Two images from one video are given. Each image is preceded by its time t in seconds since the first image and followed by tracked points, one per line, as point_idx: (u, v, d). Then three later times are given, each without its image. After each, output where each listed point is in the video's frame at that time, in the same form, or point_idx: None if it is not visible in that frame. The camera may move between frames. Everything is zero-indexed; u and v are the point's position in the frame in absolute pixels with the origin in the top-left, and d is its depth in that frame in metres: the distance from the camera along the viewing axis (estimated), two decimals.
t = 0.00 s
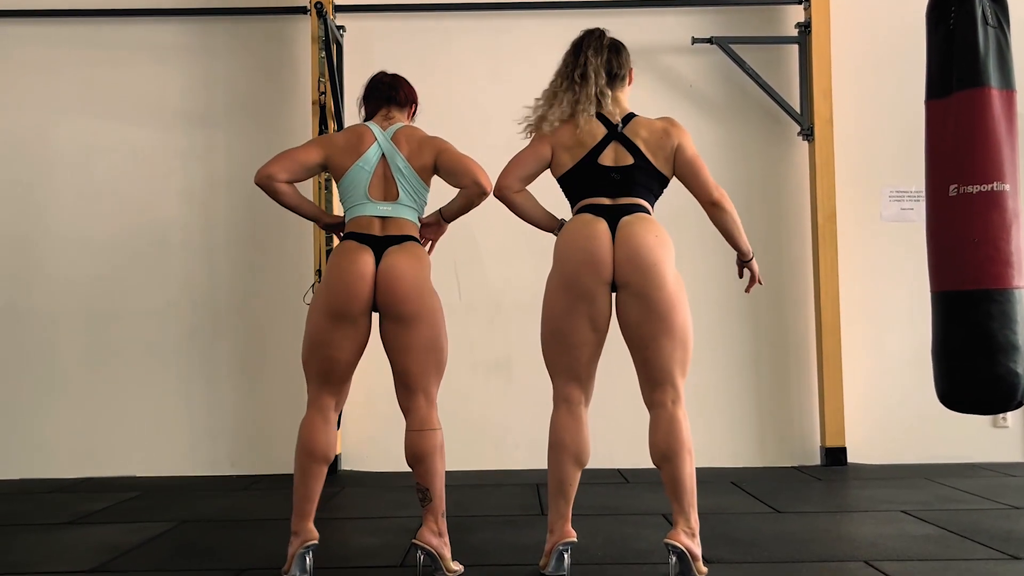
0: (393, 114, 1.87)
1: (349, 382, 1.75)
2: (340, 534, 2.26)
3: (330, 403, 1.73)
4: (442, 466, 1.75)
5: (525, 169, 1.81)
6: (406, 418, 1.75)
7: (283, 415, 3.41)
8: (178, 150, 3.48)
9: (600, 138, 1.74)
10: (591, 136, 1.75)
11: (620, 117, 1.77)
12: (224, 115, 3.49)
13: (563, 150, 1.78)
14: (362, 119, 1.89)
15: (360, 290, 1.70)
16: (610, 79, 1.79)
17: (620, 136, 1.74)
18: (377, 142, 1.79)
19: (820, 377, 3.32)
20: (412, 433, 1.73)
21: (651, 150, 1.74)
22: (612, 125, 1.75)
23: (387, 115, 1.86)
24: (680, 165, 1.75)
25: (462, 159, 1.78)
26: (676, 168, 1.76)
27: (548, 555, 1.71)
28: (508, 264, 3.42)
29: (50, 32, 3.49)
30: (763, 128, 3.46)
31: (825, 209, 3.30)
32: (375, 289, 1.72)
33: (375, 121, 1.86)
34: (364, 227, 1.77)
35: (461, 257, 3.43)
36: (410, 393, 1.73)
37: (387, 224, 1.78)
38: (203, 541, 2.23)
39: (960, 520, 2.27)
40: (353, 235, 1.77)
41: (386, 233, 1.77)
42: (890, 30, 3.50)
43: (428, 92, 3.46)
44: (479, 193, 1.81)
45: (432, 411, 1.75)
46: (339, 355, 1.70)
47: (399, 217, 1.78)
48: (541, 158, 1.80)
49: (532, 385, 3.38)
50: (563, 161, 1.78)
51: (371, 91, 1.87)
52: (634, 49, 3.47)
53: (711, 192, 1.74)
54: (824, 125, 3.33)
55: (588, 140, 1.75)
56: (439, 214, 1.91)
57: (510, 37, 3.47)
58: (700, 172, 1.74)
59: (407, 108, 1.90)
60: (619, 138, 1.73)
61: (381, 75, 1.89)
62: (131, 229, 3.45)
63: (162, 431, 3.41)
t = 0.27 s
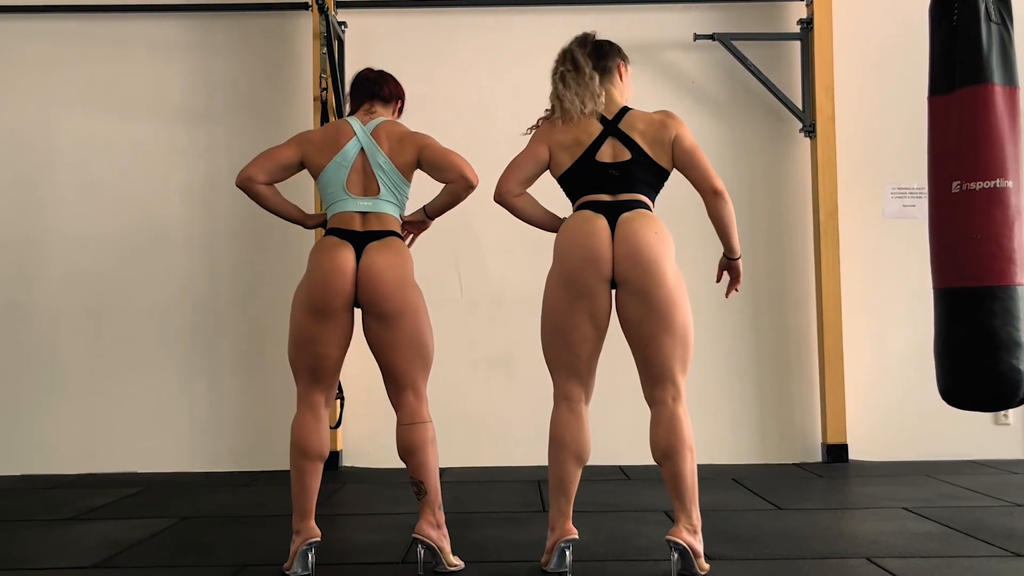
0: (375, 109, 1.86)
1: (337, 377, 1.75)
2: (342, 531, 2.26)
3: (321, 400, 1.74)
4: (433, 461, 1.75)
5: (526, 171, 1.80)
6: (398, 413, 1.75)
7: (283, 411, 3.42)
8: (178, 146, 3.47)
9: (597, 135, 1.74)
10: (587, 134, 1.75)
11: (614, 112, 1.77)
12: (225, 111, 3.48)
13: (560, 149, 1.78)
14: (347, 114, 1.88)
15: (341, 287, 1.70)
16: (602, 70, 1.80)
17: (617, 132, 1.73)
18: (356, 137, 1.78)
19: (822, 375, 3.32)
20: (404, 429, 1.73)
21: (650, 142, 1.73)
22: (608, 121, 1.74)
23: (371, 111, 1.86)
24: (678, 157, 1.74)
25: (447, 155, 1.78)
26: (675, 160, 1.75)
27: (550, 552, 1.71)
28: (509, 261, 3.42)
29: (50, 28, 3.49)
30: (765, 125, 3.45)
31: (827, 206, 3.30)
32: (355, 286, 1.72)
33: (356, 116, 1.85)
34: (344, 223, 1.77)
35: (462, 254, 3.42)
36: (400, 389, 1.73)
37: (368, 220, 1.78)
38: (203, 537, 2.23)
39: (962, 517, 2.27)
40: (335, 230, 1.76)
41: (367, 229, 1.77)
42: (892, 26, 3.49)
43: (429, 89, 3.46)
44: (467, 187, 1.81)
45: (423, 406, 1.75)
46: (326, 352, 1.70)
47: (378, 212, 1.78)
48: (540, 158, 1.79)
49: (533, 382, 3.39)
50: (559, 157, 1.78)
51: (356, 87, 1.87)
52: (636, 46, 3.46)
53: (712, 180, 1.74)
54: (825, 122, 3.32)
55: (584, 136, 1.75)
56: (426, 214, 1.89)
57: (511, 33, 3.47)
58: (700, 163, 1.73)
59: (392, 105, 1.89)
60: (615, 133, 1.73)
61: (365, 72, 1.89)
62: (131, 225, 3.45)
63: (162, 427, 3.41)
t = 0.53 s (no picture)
0: (378, 106, 1.86)
1: (345, 375, 1.76)
2: (345, 526, 2.27)
3: (328, 397, 1.74)
4: (437, 458, 1.76)
5: (530, 166, 1.80)
6: (403, 410, 1.76)
7: (286, 408, 3.42)
8: (181, 142, 3.48)
9: (602, 133, 1.74)
10: (593, 131, 1.75)
11: (620, 112, 1.77)
12: (227, 107, 3.48)
13: (566, 146, 1.77)
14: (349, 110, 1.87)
15: (349, 282, 1.70)
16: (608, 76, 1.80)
17: (623, 131, 1.73)
18: (363, 135, 1.78)
19: (824, 372, 3.32)
20: (409, 426, 1.73)
21: (655, 142, 1.73)
22: (614, 119, 1.74)
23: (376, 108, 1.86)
24: (683, 157, 1.74)
25: (454, 151, 1.79)
26: (681, 159, 1.75)
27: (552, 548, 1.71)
28: (512, 258, 3.42)
29: (53, 24, 3.49)
30: (768, 122, 3.44)
31: (830, 204, 3.29)
32: (366, 283, 1.73)
33: (360, 113, 1.85)
34: (355, 219, 1.77)
35: (465, 251, 3.42)
36: (407, 386, 1.74)
37: (378, 216, 1.78)
38: (207, 532, 2.24)
39: (965, 515, 2.27)
40: (344, 227, 1.76)
41: (377, 224, 1.77)
42: (896, 24, 3.48)
43: (432, 85, 3.45)
44: (478, 185, 1.82)
45: (428, 403, 1.75)
46: (335, 349, 1.70)
47: (390, 208, 1.78)
48: (544, 154, 1.79)
49: (535, 379, 3.39)
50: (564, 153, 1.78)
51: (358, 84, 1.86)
52: (639, 42, 3.46)
53: (719, 178, 1.73)
54: (829, 119, 3.32)
55: (590, 134, 1.75)
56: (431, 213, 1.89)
57: (515, 30, 3.46)
58: (706, 161, 1.73)
59: (393, 100, 1.89)
60: (621, 132, 1.73)
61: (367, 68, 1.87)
62: (134, 221, 3.46)
63: (165, 423, 3.42)
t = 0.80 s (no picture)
0: (390, 114, 1.84)
1: (352, 374, 1.76)
2: (347, 524, 2.27)
3: (335, 397, 1.74)
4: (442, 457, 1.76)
5: (534, 162, 1.80)
6: (408, 409, 1.76)
7: (288, 405, 3.43)
8: (184, 140, 3.48)
9: (608, 133, 1.73)
10: (598, 131, 1.74)
11: (627, 113, 1.77)
12: (231, 105, 3.48)
13: (571, 144, 1.77)
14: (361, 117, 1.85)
15: (356, 279, 1.70)
16: (617, 75, 1.79)
17: (628, 131, 1.73)
18: (374, 140, 1.78)
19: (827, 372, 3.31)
20: (413, 425, 1.74)
21: (660, 145, 1.73)
22: (620, 120, 1.74)
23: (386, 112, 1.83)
24: (688, 163, 1.75)
25: (465, 155, 1.78)
26: (685, 165, 1.76)
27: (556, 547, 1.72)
28: (514, 256, 3.42)
29: (57, 20, 3.49)
30: (772, 121, 3.44)
31: (833, 203, 3.29)
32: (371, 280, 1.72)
33: (372, 121, 1.83)
34: (366, 221, 1.77)
35: (468, 249, 3.42)
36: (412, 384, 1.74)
37: (388, 217, 1.77)
38: (210, 530, 2.24)
39: (967, 515, 2.27)
40: (355, 227, 1.77)
41: (387, 223, 1.77)
42: (900, 23, 3.47)
43: (435, 83, 3.45)
44: (489, 186, 1.80)
45: (433, 402, 1.75)
46: (341, 347, 1.70)
47: (401, 211, 1.78)
48: (549, 152, 1.79)
49: (538, 377, 3.39)
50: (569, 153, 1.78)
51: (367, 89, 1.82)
52: (643, 41, 3.45)
53: (720, 188, 1.74)
54: (833, 118, 3.31)
55: (595, 134, 1.74)
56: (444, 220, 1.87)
57: (518, 28, 3.46)
58: (710, 167, 1.74)
59: (404, 105, 1.85)
60: (627, 133, 1.73)
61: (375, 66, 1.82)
62: (137, 219, 3.46)
63: (168, 420, 3.43)
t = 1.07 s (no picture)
0: (395, 116, 1.83)
1: (356, 374, 1.76)
2: (348, 523, 2.27)
3: (339, 397, 1.75)
4: (443, 456, 1.76)
5: (534, 163, 1.81)
6: (410, 409, 1.76)
7: (289, 403, 3.43)
8: (187, 138, 3.48)
9: (607, 133, 1.73)
10: (598, 132, 1.74)
11: (627, 113, 1.77)
12: (232, 103, 3.48)
13: (570, 143, 1.78)
14: (366, 118, 1.85)
15: (361, 279, 1.70)
16: (618, 77, 1.79)
17: (628, 132, 1.73)
18: (379, 141, 1.78)
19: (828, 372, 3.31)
20: (414, 424, 1.74)
21: (659, 146, 1.73)
22: (620, 120, 1.74)
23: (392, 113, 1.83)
24: (687, 162, 1.75)
25: (472, 157, 1.78)
26: (684, 165, 1.75)
27: (556, 546, 1.72)
28: (515, 256, 3.42)
29: (60, 18, 3.50)
30: (774, 121, 3.44)
31: (835, 204, 3.29)
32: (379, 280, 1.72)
33: (377, 123, 1.83)
34: (371, 219, 1.77)
35: (469, 248, 3.43)
36: (414, 383, 1.74)
37: (393, 215, 1.78)
38: (210, 528, 2.25)
39: (968, 516, 2.27)
40: (360, 226, 1.77)
41: (393, 222, 1.77)
42: (903, 23, 3.47)
43: (437, 82, 3.45)
44: (493, 188, 1.79)
45: (435, 403, 1.75)
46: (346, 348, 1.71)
47: (405, 211, 1.78)
48: (548, 152, 1.80)
49: (539, 377, 3.39)
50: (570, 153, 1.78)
51: (374, 89, 1.82)
52: (645, 41, 3.45)
53: (719, 188, 1.74)
54: (835, 118, 3.31)
55: (595, 134, 1.74)
56: (449, 211, 1.86)
57: (520, 27, 3.46)
58: (709, 167, 1.74)
59: (410, 106, 1.85)
60: (626, 133, 1.73)
61: (380, 67, 1.82)
62: (139, 217, 3.46)
63: (169, 418, 3.43)
